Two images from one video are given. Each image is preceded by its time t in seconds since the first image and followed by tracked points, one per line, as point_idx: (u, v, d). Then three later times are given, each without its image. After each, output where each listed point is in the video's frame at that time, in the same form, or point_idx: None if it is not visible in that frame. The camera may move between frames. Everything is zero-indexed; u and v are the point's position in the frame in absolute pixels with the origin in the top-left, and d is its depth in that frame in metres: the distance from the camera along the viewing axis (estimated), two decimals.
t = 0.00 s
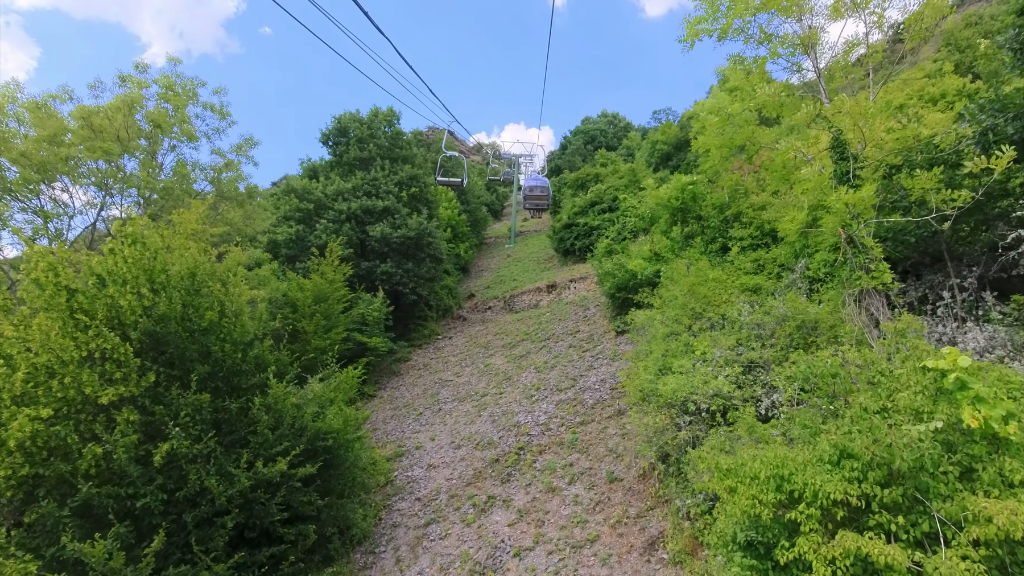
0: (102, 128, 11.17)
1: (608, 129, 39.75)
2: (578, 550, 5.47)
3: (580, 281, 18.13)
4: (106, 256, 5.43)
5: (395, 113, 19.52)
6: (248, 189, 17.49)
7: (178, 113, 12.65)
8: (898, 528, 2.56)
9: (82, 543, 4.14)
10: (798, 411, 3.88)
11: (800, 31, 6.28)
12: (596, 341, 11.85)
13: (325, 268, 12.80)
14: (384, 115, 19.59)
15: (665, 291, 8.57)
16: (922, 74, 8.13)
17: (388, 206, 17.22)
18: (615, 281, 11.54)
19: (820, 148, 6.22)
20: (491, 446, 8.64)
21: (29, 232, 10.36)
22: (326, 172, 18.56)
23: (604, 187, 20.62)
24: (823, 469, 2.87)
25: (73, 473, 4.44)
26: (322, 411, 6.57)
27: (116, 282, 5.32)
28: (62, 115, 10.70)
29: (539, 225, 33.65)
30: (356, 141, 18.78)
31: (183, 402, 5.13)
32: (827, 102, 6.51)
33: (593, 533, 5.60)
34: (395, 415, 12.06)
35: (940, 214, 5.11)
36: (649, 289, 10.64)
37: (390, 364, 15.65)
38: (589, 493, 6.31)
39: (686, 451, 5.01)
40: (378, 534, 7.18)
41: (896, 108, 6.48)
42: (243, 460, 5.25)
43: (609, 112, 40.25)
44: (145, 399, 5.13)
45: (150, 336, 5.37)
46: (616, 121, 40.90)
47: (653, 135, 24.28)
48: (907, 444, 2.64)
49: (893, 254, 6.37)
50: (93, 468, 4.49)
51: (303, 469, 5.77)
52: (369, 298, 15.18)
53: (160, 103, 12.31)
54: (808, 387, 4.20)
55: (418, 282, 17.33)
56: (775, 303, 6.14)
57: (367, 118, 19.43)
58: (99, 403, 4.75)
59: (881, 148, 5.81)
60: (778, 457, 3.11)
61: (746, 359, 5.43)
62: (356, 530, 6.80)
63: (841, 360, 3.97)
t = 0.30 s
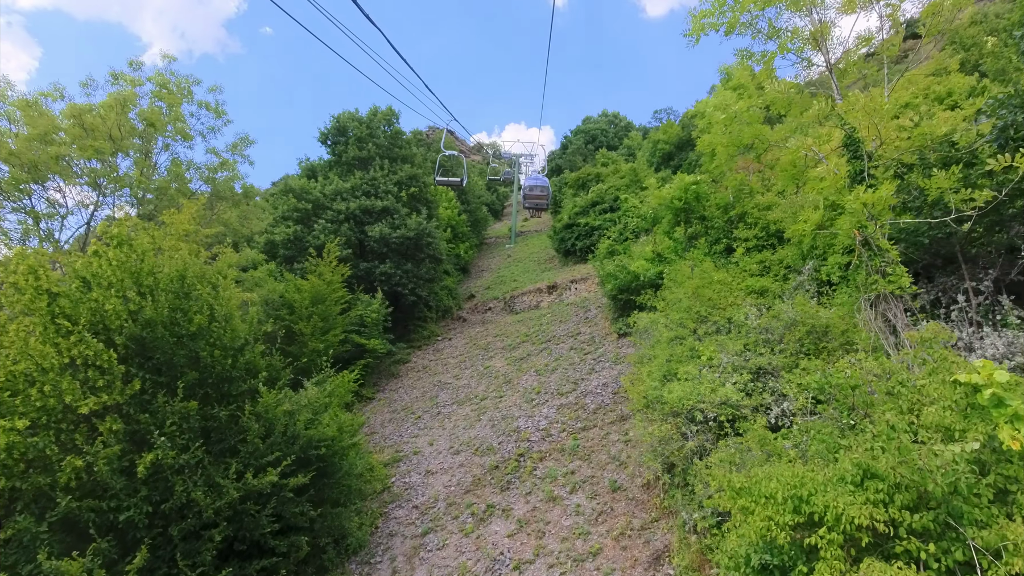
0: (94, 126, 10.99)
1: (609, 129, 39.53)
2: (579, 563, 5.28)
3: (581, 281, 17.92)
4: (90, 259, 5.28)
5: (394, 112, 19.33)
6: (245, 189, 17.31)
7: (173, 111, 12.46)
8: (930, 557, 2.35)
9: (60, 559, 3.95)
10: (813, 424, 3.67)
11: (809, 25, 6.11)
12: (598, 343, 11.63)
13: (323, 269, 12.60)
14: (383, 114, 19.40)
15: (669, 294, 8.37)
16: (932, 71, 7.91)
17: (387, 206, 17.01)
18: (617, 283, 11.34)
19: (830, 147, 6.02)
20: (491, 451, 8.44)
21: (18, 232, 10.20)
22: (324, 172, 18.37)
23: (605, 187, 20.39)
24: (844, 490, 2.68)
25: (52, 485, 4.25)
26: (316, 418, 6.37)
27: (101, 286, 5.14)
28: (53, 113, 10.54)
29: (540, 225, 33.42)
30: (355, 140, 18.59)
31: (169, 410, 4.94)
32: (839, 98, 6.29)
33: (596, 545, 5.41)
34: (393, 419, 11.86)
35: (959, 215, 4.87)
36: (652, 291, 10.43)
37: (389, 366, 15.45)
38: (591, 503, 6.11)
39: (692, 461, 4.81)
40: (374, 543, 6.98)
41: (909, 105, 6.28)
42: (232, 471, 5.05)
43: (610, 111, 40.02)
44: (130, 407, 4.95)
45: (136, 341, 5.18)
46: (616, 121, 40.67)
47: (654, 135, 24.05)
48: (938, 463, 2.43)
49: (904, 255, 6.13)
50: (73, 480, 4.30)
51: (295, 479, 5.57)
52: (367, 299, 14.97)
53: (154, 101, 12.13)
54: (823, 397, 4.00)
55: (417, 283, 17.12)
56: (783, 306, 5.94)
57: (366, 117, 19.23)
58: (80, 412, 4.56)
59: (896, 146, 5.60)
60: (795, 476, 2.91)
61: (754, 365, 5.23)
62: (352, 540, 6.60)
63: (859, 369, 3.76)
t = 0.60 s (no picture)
0: (86, 124, 10.81)
1: (610, 128, 39.34)
2: None
3: (582, 282, 17.72)
4: (75, 261, 5.12)
5: (393, 111, 19.13)
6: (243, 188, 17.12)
7: (167, 109, 12.26)
8: None
9: None
10: (828, 436, 3.47)
11: (820, 18, 5.91)
12: (599, 345, 11.43)
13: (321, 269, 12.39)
14: (382, 113, 19.21)
15: (672, 295, 8.17)
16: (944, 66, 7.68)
17: (386, 206, 16.80)
18: (618, 284, 11.14)
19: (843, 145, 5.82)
20: (490, 456, 8.24)
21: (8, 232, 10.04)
22: (322, 171, 18.17)
23: (606, 187, 20.18)
24: (869, 513, 2.47)
25: (28, 498, 4.06)
26: (309, 425, 6.17)
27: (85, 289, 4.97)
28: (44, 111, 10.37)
29: (541, 225, 33.21)
30: (353, 140, 18.38)
31: (154, 419, 4.74)
32: (852, 94, 6.07)
33: (598, 558, 5.20)
34: (391, 422, 11.66)
35: (978, 216, 4.64)
36: (654, 292, 10.22)
37: (388, 368, 15.25)
38: (594, 512, 5.91)
39: (699, 472, 4.60)
40: (369, 553, 6.77)
41: (922, 101, 6.07)
42: (220, 481, 4.85)
43: (611, 111, 39.82)
44: (113, 415, 4.76)
45: (121, 347, 4.98)
46: (617, 120, 40.46)
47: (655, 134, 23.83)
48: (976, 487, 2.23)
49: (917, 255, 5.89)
50: (51, 492, 4.11)
51: (286, 489, 5.36)
52: (366, 300, 14.77)
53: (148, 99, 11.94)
54: (839, 407, 3.79)
55: (416, 283, 16.92)
56: (792, 309, 5.73)
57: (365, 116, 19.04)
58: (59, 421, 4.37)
59: (912, 143, 5.39)
60: (814, 497, 2.71)
61: (762, 370, 5.03)
62: (346, 550, 6.41)
63: (879, 378, 3.55)
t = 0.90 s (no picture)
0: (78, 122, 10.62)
1: (610, 128, 39.15)
2: None
3: (582, 282, 17.53)
4: (57, 263, 4.93)
5: (392, 110, 18.91)
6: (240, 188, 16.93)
7: (161, 108, 12.07)
8: None
9: None
10: (849, 450, 3.26)
11: (831, 11, 5.70)
12: (601, 347, 11.23)
13: (318, 269, 12.19)
14: (381, 112, 19.00)
15: (676, 297, 7.97)
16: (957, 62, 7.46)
17: (384, 205, 16.59)
18: (620, 285, 10.94)
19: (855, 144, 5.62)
20: (490, 462, 8.04)
21: None
22: (320, 171, 17.98)
23: (608, 186, 19.96)
24: (899, 542, 2.26)
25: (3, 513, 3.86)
26: (301, 433, 5.96)
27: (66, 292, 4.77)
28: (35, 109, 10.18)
29: (542, 225, 33.02)
30: (352, 139, 18.18)
31: (138, 428, 4.54)
32: (867, 92, 5.84)
33: (601, 572, 5.01)
34: (389, 426, 11.46)
35: (1001, 216, 4.39)
36: (657, 294, 10.01)
37: (387, 370, 15.06)
38: (596, 523, 5.71)
39: (706, 483, 4.40)
40: (364, 564, 6.57)
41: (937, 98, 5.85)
42: (207, 493, 4.65)
43: (611, 110, 39.63)
44: (96, 425, 4.56)
45: (105, 352, 4.78)
46: (617, 119, 40.26)
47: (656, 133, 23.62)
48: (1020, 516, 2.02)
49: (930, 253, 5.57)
50: (27, 506, 3.91)
51: (277, 500, 5.16)
52: (364, 301, 14.57)
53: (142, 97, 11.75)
54: (857, 419, 3.58)
55: (415, 284, 16.71)
56: (802, 313, 5.52)
57: (364, 115, 18.83)
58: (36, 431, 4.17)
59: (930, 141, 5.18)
60: (838, 522, 2.50)
61: (771, 377, 4.81)
62: (340, 561, 6.21)
63: (901, 390, 3.34)
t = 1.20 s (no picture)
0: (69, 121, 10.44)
1: (611, 127, 38.93)
2: None
3: (583, 283, 17.33)
4: (37, 267, 4.75)
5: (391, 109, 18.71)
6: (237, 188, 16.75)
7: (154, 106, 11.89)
8: None
9: None
10: (869, 467, 3.05)
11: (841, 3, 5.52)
12: (602, 350, 11.03)
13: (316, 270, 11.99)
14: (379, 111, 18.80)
15: (681, 300, 7.76)
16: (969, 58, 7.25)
17: (384, 206, 16.37)
18: (622, 287, 10.73)
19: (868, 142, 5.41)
20: (489, 469, 7.83)
21: None
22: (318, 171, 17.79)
23: (609, 186, 19.74)
24: (934, 575, 2.05)
25: None
26: (294, 441, 5.76)
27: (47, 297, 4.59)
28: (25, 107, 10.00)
29: (542, 225, 32.80)
30: (351, 138, 17.99)
31: (120, 438, 4.34)
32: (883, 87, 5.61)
33: None
34: (387, 430, 11.26)
35: None
36: (660, 296, 9.80)
37: (385, 372, 14.85)
38: (599, 534, 5.51)
39: (716, 497, 4.19)
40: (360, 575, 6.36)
41: (953, 93, 5.64)
42: (193, 505, 4.45)
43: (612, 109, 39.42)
44: (76, 435, 4.37)
45: (87, 359, 4.59)
46: (618, 119, 40.04)
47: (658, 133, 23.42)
48: None
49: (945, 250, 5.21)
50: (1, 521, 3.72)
51: (267, 512, 4.95)
52: (362, 302, 14.37)
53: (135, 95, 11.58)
54: (879, 433, 3.37)
55: (414, 285, 16.50)
56: (812, 316, 5.30)
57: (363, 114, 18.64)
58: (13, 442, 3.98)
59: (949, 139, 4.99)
60: (864, 553, 2.28)
61: (781, 384, 4.58)
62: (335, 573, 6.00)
63: (925, 403, 3.14)
